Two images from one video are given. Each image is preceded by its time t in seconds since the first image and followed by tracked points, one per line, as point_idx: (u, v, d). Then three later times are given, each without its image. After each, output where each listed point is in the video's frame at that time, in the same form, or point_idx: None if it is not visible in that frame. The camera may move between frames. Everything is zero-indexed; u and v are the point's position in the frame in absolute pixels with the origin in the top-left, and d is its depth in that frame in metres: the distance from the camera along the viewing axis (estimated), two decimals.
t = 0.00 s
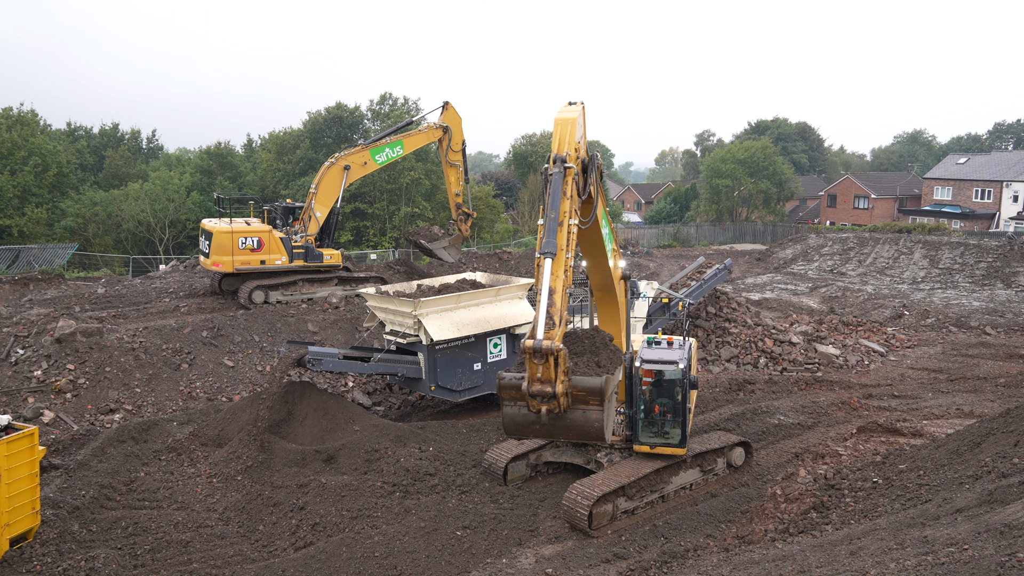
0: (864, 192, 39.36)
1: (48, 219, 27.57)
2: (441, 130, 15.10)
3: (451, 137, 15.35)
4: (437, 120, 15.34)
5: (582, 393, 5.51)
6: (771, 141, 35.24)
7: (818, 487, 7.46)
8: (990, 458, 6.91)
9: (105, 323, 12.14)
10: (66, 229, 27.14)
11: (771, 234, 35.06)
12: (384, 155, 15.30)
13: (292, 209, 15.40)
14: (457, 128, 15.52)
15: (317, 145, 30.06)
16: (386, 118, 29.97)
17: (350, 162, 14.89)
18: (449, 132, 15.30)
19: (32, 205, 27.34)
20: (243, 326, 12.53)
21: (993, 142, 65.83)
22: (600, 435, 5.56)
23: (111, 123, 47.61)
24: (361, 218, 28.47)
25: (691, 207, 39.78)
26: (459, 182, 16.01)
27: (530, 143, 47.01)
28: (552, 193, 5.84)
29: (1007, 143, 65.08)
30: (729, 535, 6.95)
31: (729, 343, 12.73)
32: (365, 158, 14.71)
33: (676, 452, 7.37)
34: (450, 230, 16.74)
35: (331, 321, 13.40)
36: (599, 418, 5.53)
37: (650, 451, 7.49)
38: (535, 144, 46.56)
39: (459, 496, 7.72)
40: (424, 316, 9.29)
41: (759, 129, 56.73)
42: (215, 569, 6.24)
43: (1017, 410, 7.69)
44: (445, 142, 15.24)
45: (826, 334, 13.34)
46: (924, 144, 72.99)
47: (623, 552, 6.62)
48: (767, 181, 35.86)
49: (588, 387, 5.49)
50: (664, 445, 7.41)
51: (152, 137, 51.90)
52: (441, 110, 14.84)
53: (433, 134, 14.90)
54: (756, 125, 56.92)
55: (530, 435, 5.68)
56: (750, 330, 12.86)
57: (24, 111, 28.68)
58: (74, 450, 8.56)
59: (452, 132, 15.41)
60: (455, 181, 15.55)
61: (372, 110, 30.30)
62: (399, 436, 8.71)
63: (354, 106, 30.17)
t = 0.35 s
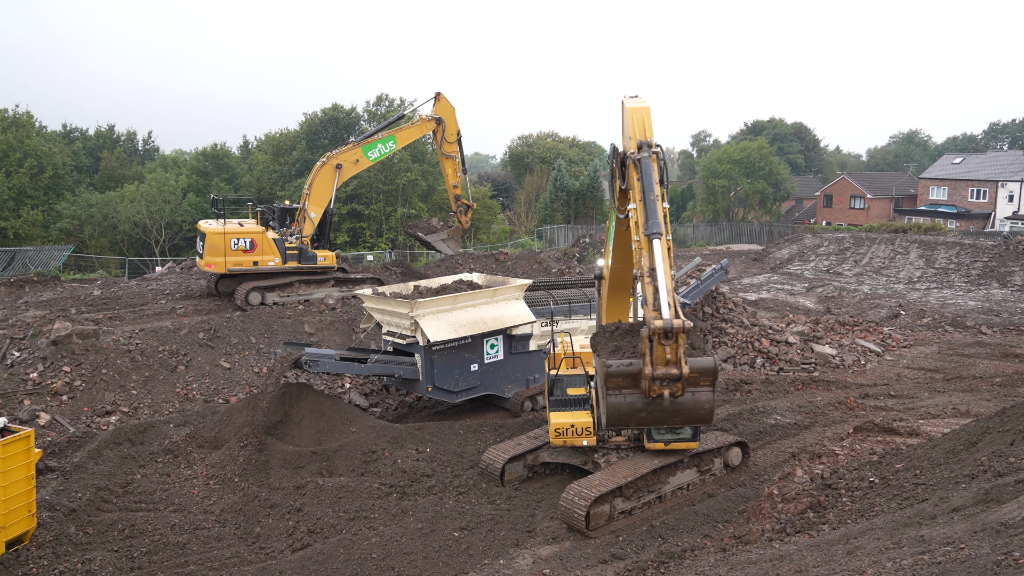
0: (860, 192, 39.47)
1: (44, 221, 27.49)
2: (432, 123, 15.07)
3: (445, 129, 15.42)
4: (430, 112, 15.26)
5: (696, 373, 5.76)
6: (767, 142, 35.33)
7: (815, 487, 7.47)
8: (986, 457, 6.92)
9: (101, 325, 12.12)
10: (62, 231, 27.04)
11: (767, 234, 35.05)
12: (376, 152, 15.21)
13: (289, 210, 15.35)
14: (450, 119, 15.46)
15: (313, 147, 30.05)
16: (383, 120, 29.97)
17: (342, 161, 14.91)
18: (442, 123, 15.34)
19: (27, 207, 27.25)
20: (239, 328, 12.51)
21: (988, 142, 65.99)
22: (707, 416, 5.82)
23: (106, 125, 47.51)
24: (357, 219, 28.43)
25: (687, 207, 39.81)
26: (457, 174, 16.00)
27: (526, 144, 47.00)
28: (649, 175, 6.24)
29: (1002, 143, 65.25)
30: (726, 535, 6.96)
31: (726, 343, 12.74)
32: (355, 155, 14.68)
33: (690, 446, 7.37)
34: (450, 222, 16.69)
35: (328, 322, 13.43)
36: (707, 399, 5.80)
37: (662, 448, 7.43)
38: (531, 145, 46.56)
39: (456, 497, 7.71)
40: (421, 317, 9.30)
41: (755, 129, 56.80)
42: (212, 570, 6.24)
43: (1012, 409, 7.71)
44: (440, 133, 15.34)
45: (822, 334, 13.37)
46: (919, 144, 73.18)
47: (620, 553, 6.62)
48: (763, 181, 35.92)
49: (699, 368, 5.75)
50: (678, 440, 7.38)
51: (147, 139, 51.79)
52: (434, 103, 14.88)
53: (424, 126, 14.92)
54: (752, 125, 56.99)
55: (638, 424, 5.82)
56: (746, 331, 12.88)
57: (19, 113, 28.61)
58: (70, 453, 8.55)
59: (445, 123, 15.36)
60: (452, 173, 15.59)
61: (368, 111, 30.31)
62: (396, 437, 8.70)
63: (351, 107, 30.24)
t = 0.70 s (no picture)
0: (854, 193, 39.61)
1: (37, 222, 27.38)
2: (422, 117, 14.79)
3: (437, 122, 15.02)
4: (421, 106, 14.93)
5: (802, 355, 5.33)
6: (761, 143, 35.42)
7: (809, 487, 7.48)
8: (979, 456, 6.94)
9: (95, 327, 12.07)
10: (55, 233, 26.92)
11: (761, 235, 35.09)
12: (367, 149, 15.03)
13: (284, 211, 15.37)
14: (443, 112, 15.04)
15: (307, 148, 30.01)
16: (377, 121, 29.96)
17: (332, 160, 14.79)
18: (433, 117, 14.99)
19: (20, 208, 27.13)
20: (233, 329, 12.48)
21: (981, 142, 66.22)
22: (812, 402, 5.32)
23: (99, 126, 47.36)
24: (352, 221, 28.42)
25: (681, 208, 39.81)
26: (454, 167, 15.72)
27: (521, 146, 47.03)
28: (731, 166, 5.54)
29: (995, 143, 65.52)
30: (721, 535, 6.96)
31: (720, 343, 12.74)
32: (342, 155, 14.56)
33: (695, 439, 7.55)
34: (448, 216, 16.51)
35: (322, 324, 13.43)
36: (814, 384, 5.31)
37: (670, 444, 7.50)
38: (526, 146, 46.59)
39: (451, 498, 7.71)
40: (414, 318, 9.30)
41: (749, 129, 56.94)
42: (206, 572, 6.23)
43: (1005, 409, 7.74)
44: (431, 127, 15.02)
45: (816, 334, 13.40)
46: (912, 145, 73.47)
47: (615, 553, 6.62)
48: (758, 182, 36.00)
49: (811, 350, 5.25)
50: (684, 434, 7.52)
51: (140, 140, 51.61)
52: (424, 95, 14.59)
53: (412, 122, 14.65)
54: (746, 126, 57.11)
55: (749, 416, 5.27)
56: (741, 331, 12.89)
57: (12, 114, 28.48)
58: (63, 455, 8.52)
59: (438, 117, 14.97)
60: (448, 168, 15.41)
61: (362, 112, 30.29)
62: (391, 438, 8.70)
63: (345, 108, 30.25)
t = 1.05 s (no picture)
0: (848, 193, 39.75)
1: (30, 222, 27.26)
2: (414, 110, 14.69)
3: (429, 115, 14.95)
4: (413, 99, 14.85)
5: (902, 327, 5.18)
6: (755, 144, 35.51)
7: (803, 486, 7.50)
8: (972, 456, 6.97)
9: (88, 327, 12.02)
10: (48, 233, 26.78)
11: (755, 235, 35.13)
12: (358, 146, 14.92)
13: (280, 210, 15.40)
14: (435, 105, 14.96)
15: (302, 148, 29.97)
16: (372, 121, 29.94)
17: (322, 158, 14.68)
18: (426, 110, 14.91)
19: (13, 208, 27.01)
20: (228, 329, 12.45)
21: (974, 143, 66.45)
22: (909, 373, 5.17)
23: (93, 125, 47.24)
24: (346, 222, 28.40)
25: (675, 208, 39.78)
26: (449, 161, 15.62)
27: (516, 146, 47.04)
28: (798, 154, 5.57)
29: (988, 144, 65.78)
30: (715, 535, 6.97)
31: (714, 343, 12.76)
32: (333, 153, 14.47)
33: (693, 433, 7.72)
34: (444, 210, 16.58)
35: (317, 324, 13.41)
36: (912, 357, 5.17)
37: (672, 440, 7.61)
38: (521, 146, 46.61)
39: (445, 498, 7.70)
40: (410, 318, 9.29)
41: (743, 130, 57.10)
42: (200, 573, 6.21)
43: (998, 408, 7.77)
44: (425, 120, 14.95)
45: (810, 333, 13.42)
46: (906, 145, 73.75)
47: (610, 553, 6.62)
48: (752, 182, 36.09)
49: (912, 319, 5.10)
50: (684, 429, 7.66)
51: (134, 140, 51.43)
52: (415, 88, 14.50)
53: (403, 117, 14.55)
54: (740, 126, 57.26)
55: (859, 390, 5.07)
56: (735, 331, 12.90)
57: (4, 113, 28.33)
58: (57, 455, 8.49)
59: (430, 110, 14.89)
60: (443, 160, 15.39)
61: (356, 112, 30.28)
62: (385, 438, 8.69)
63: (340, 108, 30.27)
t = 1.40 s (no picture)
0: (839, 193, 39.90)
1: (20, 222, 27.10)
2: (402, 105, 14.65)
3: (420, 109, 14.95)
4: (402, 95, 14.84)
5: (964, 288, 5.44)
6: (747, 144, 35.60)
7: (795, 485, 7.53)
8: (962, 454, 7.00)
9: (78, 327, 11.96)
10: (38, 233, 26.59)
11: (747, 235, 35.19)
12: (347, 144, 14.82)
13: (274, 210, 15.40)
14: (425, 100, 14.93)
15: (294, 147, 29.91)
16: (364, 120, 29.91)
17: (311, 157, 14.57)
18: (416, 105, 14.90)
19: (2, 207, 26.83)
20: (219, 329, 12.41)
21: (964, 143, 66.74)
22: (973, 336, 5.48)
23: (83, 125, 47.05)
24: (339, 222, 28.35)
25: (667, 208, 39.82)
26: (441, 156, 15.58)
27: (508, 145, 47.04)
28: (834, 145, 5.69)
29: (978, 144, 66.09)
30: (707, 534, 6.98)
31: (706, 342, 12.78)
32: (322, 150, 14.36)
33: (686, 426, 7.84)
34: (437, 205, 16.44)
35: (308, 324, 13.37)
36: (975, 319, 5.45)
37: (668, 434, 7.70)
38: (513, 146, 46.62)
39: (438, 498, 7.70)
40: (401, 318, 9.29)
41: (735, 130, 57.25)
42: (191, 574, 6.19)
43: (988, 407, 7.80)
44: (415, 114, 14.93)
45: (801, 332, 13.47)
46: (896, 145, 74.06)
47: (602, 552, 6.63)
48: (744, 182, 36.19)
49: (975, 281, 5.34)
50: (680, 422, 7.77)
51: (124, 139, 51.17)
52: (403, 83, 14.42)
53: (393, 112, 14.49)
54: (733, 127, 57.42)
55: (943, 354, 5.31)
56: (726, 330, 12.94)
57: None
58: (47, 456, 8.45)
59: (420, 105, 14.87)
60: (435, 155, 15.39)
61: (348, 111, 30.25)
62: (377, 438, 8.68)
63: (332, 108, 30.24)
